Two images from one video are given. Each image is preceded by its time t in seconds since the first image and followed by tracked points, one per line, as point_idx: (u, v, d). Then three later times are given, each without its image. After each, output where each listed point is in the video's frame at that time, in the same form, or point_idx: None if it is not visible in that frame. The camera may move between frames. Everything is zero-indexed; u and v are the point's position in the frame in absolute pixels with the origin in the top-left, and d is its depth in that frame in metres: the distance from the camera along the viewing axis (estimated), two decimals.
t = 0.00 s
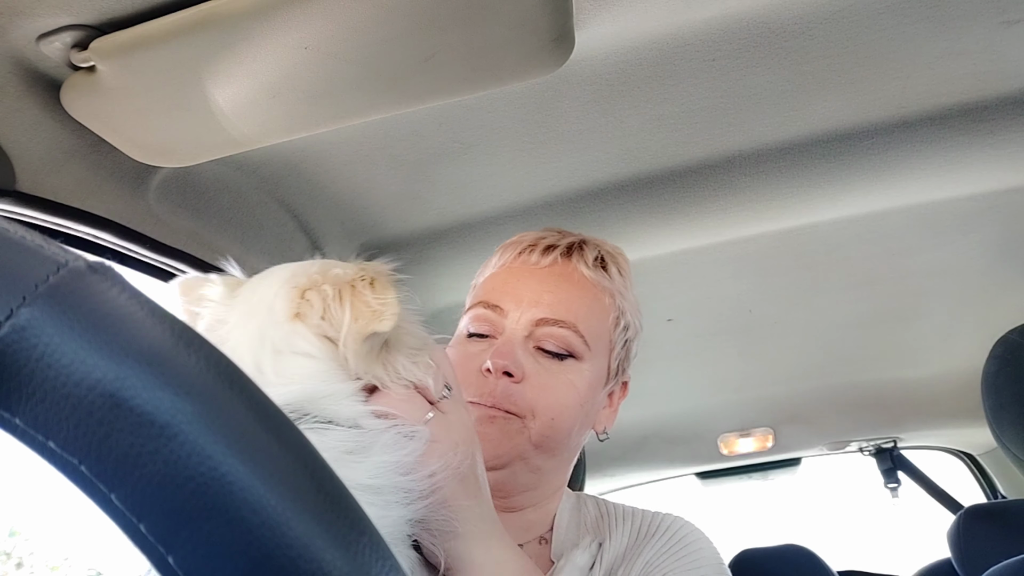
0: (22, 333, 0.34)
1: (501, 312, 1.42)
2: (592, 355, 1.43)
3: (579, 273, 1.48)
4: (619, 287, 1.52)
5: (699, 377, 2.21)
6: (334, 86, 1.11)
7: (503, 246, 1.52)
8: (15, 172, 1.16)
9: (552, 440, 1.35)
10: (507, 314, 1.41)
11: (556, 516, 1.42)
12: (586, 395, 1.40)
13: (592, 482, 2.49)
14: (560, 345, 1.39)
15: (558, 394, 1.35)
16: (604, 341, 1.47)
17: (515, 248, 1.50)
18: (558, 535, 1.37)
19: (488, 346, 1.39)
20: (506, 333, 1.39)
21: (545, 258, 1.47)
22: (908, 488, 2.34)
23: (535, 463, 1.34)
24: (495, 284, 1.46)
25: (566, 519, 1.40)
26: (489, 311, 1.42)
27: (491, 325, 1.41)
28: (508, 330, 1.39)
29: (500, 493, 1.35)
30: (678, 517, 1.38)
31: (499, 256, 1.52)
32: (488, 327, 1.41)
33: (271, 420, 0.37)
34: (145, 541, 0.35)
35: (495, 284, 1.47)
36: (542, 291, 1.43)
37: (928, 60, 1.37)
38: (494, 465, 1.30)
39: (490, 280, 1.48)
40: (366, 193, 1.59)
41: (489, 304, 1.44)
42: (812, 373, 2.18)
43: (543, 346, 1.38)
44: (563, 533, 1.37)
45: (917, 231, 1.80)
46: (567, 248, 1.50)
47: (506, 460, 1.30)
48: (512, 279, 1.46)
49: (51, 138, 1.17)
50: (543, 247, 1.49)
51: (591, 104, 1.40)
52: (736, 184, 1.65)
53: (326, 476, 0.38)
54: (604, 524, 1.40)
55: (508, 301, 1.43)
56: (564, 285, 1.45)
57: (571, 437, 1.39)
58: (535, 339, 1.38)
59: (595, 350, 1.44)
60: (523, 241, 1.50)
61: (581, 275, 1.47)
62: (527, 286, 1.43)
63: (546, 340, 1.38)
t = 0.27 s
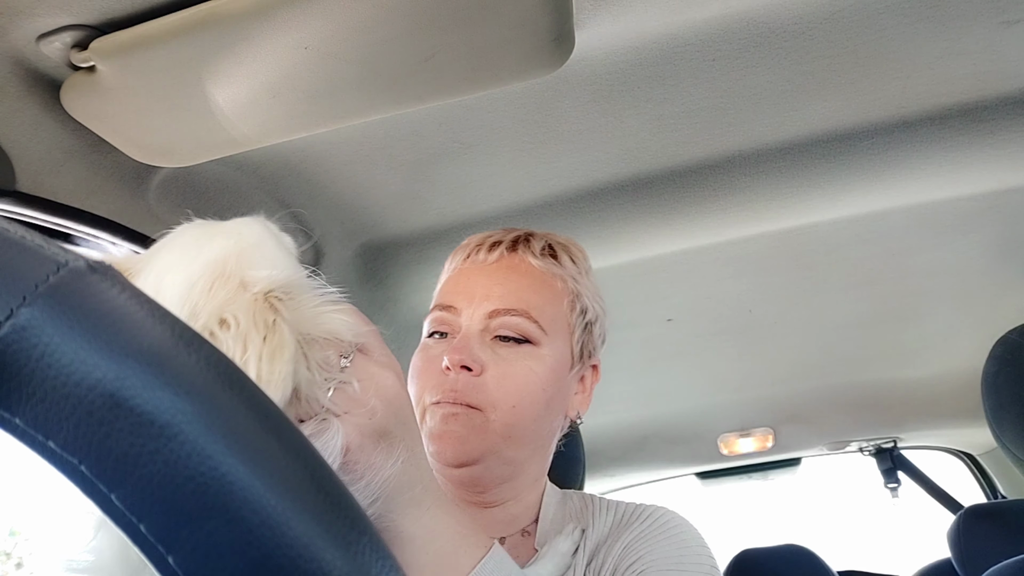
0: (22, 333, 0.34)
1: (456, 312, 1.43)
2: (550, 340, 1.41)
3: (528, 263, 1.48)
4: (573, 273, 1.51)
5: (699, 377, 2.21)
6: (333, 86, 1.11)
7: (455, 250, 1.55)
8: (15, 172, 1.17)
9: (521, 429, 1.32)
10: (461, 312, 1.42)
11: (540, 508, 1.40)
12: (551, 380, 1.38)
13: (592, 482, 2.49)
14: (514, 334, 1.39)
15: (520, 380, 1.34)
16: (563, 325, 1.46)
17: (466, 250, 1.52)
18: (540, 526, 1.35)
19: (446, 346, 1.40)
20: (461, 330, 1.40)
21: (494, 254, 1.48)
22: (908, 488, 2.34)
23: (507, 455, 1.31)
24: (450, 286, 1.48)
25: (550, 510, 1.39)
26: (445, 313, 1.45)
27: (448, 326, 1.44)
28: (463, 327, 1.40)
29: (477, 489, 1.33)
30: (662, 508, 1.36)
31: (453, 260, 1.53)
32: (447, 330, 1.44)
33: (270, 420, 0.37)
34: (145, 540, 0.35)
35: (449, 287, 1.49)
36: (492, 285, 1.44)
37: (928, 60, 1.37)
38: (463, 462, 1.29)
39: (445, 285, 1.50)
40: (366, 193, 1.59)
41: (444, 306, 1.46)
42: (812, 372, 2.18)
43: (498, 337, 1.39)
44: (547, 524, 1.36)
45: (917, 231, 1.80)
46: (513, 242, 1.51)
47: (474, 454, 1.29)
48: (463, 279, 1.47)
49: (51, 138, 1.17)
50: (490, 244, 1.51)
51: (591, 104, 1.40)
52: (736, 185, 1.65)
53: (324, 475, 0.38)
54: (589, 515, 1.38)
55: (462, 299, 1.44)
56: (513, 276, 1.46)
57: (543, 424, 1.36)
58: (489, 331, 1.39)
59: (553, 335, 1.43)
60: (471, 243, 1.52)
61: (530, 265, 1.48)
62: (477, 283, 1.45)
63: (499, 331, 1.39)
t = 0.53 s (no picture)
0: (22, 333, 0.34)
1: (420, 323, 1.41)
2: (518, 334, 1.40)
3: (485, 261, 1.46)
4: (530, 262, 1.50)
5: (699, 377, 2.21)
6: (333, 86, 1.11)
7: (413, 258, 1.52)
8: (15, 172, 1.17)
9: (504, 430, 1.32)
10: (426, 323, 1.40)
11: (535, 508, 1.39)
12: (525, 374, 1.37)
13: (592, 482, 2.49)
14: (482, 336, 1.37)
15: (494, 382, 1.33)
16: (530, 317, 1.44)
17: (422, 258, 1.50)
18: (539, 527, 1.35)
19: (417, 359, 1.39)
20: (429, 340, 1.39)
21: (452, 256, 1.46)
22: (908, 488, 2.34)
23: (494, 457, 1.32)
24: (413, 297, 1.46)
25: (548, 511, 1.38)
26: (410, 325, 1.43)
27: (415, 338, 1.42)
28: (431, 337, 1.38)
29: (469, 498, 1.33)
30: (659, 508, 1.36)
31: (413, 266, 1.51)
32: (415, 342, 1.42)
33: (270, 420, 0.37)
34: (145, 540, 0.35)
35: (411, 299, 1.46)
36: (453, 290, 1.42)
37: (928, 60, 1.37)
38: (452, 474, 1.29)
39: (407, 297, 1.48)
40: (366, 193, 1.59)
41: (408, 317, 1.44)
42: (812, 372, 2.18)
43: (466, 342, 1.37)
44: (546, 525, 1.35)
45: (917, 231, 1.80)
46: (465, 243, 1.49)
47: (460, 463, 1.29)
48: (423, 289, 1.45)
49: (51, 138, 1.17)
50: (443, 248, 1.49)
51: (591, 104, 1.40)
52: (736, 184, 1.65)
53: (323, 475, 0.38)
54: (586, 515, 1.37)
55: (426, 309, 1.42)
56: (472, 276, 1.44)
57: (525, 420, 1.36)
58: (457, 338, 1.37)
59: (520, 329, 1.41)
60: (423, 250, 1.50)
61: (486, 262, 1.46)
62: (438, 290, 1.43)
63: (466, 335, 1.37)
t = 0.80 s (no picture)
0: (22, 333, 0.34)
1: (408, 328, 1.39)
2: (506, 331, 1.39)
3: (468, 260, 1.44)
4: (513, 257, 1.48)
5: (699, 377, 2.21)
6: (333, 86, 1.11)
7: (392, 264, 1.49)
8: (15, 172, 1.18)
9: (503, 429, 1.32)
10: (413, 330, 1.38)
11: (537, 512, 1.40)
12: (518, 372, 1.36)
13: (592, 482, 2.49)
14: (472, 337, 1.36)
15: (488, 383, 1.32)
16: (517, 313, 1.43)
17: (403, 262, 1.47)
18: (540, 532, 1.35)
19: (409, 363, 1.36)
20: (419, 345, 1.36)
21: (436, 258, 1.44)
22: (908, 488, 2.34)
23: (493, 457, 1.31)
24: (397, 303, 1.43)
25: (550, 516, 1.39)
26: (398, 330, 1.40)
27: (404, 343, 1.39)
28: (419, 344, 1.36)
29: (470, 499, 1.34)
30: (663, 511, 1.37)
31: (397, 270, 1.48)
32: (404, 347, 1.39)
33: (269, 420, 0.37)
34: (145, 540, 0.35)
35: (396, 307, 1.43)
36: (439, 292, 1.39)
37: (928, 60, 1.37)
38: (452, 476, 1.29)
39: (390, 304, 1.45)
40: (366, 194, 1.59)
41: (396, 323, 1.41)
42: (812, 372, 2.18)
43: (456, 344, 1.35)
44: (549, 531, 1.35)
45: (917, 231, 1.80)
46: (445, 244, 1.47)
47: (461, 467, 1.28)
48: (408, 294, 1.43)
49: (51, 137, 1.17)
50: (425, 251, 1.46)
51: (591, 104, 1.40)
52: (736, 185, 1.65)
53: (323, 476, 0.38)
54: (590, 520, 1.38)
55: (411, 315, 1.39)
56: (456, 278, 1.42)
57: (522, 417, 1.36)
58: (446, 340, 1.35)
59: (509, 326, 1.40)
60: (404, 254, 1.47)
61: (469, 263, 1.44)
62: (424, 293, 1.40)
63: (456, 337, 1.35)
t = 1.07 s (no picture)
0: (22, 333, 0.34)
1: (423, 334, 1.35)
2: (523, 339, 1.39)
3: (485, 265, 1.42)
4: (528, 262, 1.47)
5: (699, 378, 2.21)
6: (333, 86, 1.11)
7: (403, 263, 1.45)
8: (15, 172, 1.16)
9: (516, 438, 1.33)
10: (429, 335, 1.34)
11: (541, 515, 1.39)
12: (534, 381, 1.37)
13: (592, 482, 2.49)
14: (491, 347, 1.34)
15: (506, 393, 1.32)
16: (532, 320, 1.43)
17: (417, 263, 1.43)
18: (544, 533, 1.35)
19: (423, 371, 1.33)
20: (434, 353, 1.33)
21: (451, 262, 1.41)
22: (908, 488, 2.34)
23: (506, 464, 1.32)
24: (409, 304, 1.38)
25: (553, 518, 1.38)
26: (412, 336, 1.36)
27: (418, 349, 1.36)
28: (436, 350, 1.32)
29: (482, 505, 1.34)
30: (666, 513, 1.37)
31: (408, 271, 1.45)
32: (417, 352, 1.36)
33: (269, 420, 0.37)
34: (145, 540, 0.35)
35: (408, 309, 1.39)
36: (456, 298, 1.36)
37: (928, 60, 1.37)
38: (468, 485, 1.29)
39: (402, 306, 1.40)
40: (366, 194, 1.59)
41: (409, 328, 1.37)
42: (812, 372, 2.18)
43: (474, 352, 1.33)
44: (552, 532, 1.35)
45: (917, 231, 1.80)
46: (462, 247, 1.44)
47: (478, 476, 1.28)
48: (423, 296, 1.38)
49: (51, 138, 1.17)
50: (440, 254, 1.43)
51: (591, 104, 1.40)
52: (736, 185, 1.65)
53: (324, 477, 0.38)
54: (593, 522, 1.38)
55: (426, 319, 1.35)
56: (473, 283, 1.39)
57: (535, 425, 1.37)
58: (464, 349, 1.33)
59: (525, 334, 1.39)
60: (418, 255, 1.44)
61: (488, 268, 1.42)
62: (440, 298, 1.37)
63: (474, 346, 1.33)
